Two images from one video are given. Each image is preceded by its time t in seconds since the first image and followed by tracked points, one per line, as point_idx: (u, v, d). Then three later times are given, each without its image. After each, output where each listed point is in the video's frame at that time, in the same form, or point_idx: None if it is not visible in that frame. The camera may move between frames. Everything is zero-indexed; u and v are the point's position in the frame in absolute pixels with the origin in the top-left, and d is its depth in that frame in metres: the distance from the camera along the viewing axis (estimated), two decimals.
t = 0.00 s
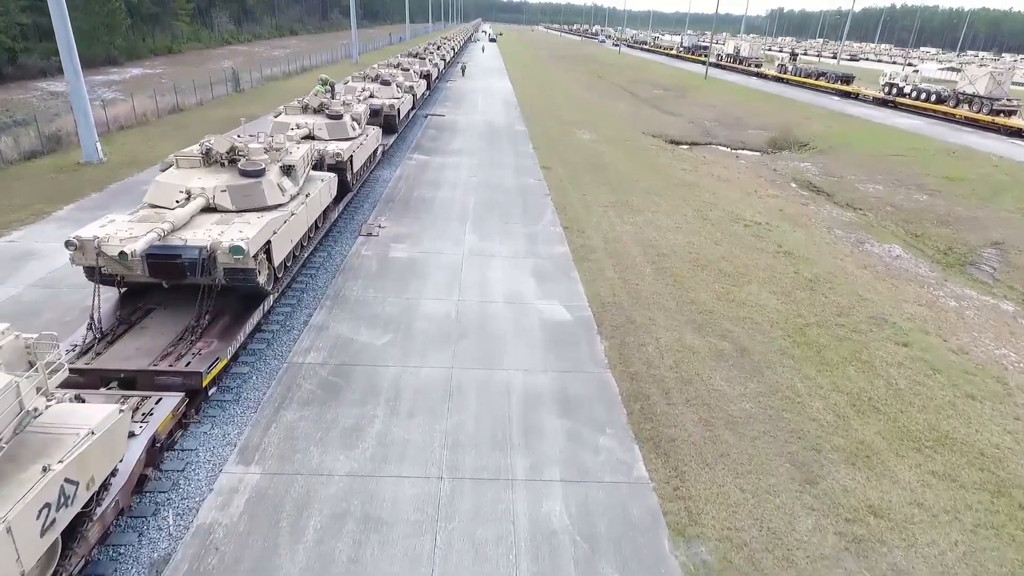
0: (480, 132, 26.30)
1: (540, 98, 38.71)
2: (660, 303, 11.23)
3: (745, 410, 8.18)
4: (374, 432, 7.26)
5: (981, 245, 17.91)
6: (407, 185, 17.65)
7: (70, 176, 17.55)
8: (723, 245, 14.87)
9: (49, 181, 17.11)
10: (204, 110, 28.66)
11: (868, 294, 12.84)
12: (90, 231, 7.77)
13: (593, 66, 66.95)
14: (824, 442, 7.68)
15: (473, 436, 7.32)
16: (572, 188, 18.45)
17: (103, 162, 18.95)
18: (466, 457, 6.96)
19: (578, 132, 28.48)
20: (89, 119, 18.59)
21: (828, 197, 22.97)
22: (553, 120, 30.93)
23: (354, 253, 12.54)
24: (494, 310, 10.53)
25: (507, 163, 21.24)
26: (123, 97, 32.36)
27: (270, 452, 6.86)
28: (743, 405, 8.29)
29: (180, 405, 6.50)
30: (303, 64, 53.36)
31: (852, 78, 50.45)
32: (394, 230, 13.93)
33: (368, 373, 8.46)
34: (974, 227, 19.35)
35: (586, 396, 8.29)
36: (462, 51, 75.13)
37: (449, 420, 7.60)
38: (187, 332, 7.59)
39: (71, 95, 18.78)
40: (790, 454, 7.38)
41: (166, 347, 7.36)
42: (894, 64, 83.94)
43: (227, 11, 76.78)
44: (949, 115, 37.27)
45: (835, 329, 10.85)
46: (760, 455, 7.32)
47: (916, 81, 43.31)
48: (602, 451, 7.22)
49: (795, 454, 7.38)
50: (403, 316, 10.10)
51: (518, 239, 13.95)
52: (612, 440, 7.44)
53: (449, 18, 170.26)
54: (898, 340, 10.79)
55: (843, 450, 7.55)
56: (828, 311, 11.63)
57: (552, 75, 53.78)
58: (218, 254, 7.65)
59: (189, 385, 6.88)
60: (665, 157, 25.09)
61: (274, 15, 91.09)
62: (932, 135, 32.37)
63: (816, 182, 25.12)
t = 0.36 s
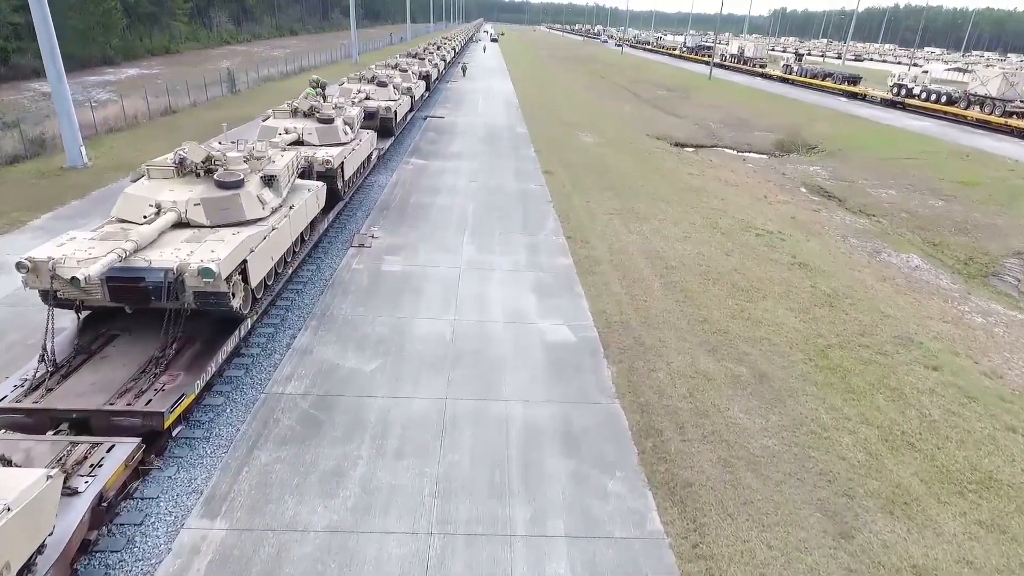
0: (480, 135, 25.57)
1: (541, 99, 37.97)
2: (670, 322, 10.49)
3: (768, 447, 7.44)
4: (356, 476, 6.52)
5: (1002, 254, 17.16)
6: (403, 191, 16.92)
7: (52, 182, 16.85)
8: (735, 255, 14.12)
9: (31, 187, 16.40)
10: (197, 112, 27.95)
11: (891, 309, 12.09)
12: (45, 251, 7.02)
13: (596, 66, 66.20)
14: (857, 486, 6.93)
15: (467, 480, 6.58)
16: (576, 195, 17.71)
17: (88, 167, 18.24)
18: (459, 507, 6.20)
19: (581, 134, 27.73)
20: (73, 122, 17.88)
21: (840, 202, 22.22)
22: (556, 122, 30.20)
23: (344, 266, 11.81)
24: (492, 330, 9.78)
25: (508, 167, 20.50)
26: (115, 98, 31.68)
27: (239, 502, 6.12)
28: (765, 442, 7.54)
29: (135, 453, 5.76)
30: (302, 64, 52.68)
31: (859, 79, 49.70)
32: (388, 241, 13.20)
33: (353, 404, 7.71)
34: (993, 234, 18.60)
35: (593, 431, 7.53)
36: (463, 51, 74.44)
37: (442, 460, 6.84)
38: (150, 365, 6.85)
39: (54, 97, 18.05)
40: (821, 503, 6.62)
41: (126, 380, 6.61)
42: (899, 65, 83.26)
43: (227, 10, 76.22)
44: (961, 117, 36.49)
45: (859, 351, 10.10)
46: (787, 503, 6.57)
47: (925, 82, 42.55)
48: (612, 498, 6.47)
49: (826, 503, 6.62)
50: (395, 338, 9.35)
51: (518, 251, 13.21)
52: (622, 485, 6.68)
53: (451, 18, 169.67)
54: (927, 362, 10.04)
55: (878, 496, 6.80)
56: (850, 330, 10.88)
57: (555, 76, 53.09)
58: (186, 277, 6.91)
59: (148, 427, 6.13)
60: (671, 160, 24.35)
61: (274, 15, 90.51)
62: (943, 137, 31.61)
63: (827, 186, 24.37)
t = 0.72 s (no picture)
0: (484, 138, 24.88)
1: (547, 101, 37.25)
2: (687, 345, 9.75)
3: (800, 495, 6.70)
4: (340, 533, 5.80)
5: None
6: (403, 199, 16.23)
7: (38, 188, 16.24)
8: (752, 269, 13.35)
9: (15, 193, 15.78)
10: (194, 115, 27.30)
11: (921, 330, 11.31)
12: None
13: (602, 66, 65.45)
14: (903, 544, 6.17)
15: (465, 538, 5.85)
16: (583, 203, 16.97)
17: (77, 172, 17.63)
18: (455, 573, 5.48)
19: (588, 137, 26.97)
20: (61, 126, 17.26)
21: (858, 209, 21.40)
22: (562, 125, 29.45)
23: (337, 282, 11.11)
24: (494, 354, 9.05)
25: (512, 173, 19.78)
26: (112, 100, 31.07)
27: (206, 566, 5.40)
28: (796, 489, 6.80)
29: (84, 515, 5.04)
30: (305, 65, 52.11)
31: (871, 80, 48.79)
32: (385, 253, 12.50)
33: (340, 444, 6.98)
34: (1020, 245, 17.80)
35: (605, 475, 6.80)
36: (468, 52, 73.78)
37: (437, 513, 6.11)
38: (111, 406, 6.13)
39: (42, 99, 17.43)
40: (863, 565, 5.88)
41: (84, 423, 5.90)
42: (910, 67, 82.26)
43: (230, 10, 75.73)
44: (977, 119, 35.62)
45: (891, 379, 9.35)
46: (826, 566, 5.83)
47: (940, 83, 41.63)
48: (627, 560, 5.74)
49: (869, 565, 5.88)
50: (389, 364, 8.62)
51: (523, 264, 12.49)
52: (639, 544, 5.95)
53: (456, 18, 169.13)
54: (966, 390, 9.28)
55: (927, 556, 6.06)
56: (879, 353, 10.13)
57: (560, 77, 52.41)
58: (153, 307, 6.19)
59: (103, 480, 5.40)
60: (680, 165, 23.61)
61: (278, 14, 90.03)
62: (961, 141, 30.75)
63: (842, 192, 23.58)
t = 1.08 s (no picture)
0: (486, 143, 24.10)
1: (550, 104, 36.45)
2: (704, 376, 8.92)
3: (840, 564, 5.90)
4: None
5: None
6: (399, 209, 15.44)
7: (16, 197, 15.49)
8: (769, 287, 12.52)
9: None
10: (187, 119, 26.55)
11: (955, 356, 10.47)
12: None
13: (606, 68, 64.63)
14: None
15: None
16: (589, 213, 16.16)
17: (60, 179, 16.89)
18: None
19: (593, 142, 26.14)
20: (42, 131, 16.53)
21: (874, 218, 20.54)
22: (566, 129, 28.64)
23: (325, 303, 10.32)
24: (493, 388, 8.25)
25: (514, 181, 18.97)
26: (105, 102, 30.33)
27: None
28: (836, 556, 5.99)
29: None
30: (305, 66, 51.43)
31: (881, 82, 47.91)
32: (378, 269, 11.71)
33: (317, 501, 6.18)
34: None
35: (618, 539, 5.99)
36: (470, 53, 73.03)
37: None
38: (51, 464, 5.38)
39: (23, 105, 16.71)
40: None
41: (18, 485, 5.15)
42: (919, 68, 81.18)
43: (231, 11, 75.06)
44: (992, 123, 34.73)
45: (929, 416, 8.52)
46: None
47: (953, 85, 40.70)
48: None
49: None
50: (377, 400, 7.82)
51: (525, 282, 11.69)
52: None
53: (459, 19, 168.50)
54: (1012, 428, 8.43)
55: None
56: (913, 385, 9.29)
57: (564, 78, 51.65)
58: (99, 350, 5.39)
59: (30, 557, 4.59)
60: (689, 171, 22.77)
61: (280, 14, 89.38)
62: (977, 145, 29.88)
63: (857, 199, 22.73)
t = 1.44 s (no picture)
0: (487, 147, 23.39)
1: (553, 106, 35.67)
2: (723, 409, 8.18)
3: None
4: None
5: None
6: (396, 218, 14.73)
7: None
8: (787, 305, 11.76)
9: None
10: (179, 121, 25.80)
11: (991, 383, 9.70)
12: None
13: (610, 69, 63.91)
14: None
15: None
16: (595, 224, 15.43)
17: (43, 186, 16.22)
18: None
19: (598, 146, 25.37)
20: (24, 136, 15.86)
21: (891, 226, 19.75)
22: (570, 132, 27.88)
23: (312, 325, 9.60)
24: (492, 424, 7.51)
25: (516, 188, 18.23)
26: (98, 104, 29.61)
27: None
28: None
29: None
30: (305, 67, 50.79)
31: (890, 83, 47.08)
32: (370, 286, 10.99)
33: (291, 565, 5.46)
34: None
35: None
36: (473, 53, 72.38)
37: None
38: None
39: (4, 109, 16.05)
40: None
41: None
42: (927, 68, 80.20)
43: (232, 11, 74.36)
44: (1007, 126, 33.89)
45: (971, 456, 7.76)
46: None
47: (965, 87, 39.88)
48: None
49: None
50: (363, 440, 7.10)
51: (527, 300, 10.97)
52: None
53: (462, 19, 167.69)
54: None
55: None
56: (950, 418, 8.54)
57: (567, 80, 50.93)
58: (36, 403, 4.67)
59: None
60: (697, 177, 22.01)
61: (281, 15, 88.77)
62: (992, 149, 29.08)
63: (872, 205, 21.97)
